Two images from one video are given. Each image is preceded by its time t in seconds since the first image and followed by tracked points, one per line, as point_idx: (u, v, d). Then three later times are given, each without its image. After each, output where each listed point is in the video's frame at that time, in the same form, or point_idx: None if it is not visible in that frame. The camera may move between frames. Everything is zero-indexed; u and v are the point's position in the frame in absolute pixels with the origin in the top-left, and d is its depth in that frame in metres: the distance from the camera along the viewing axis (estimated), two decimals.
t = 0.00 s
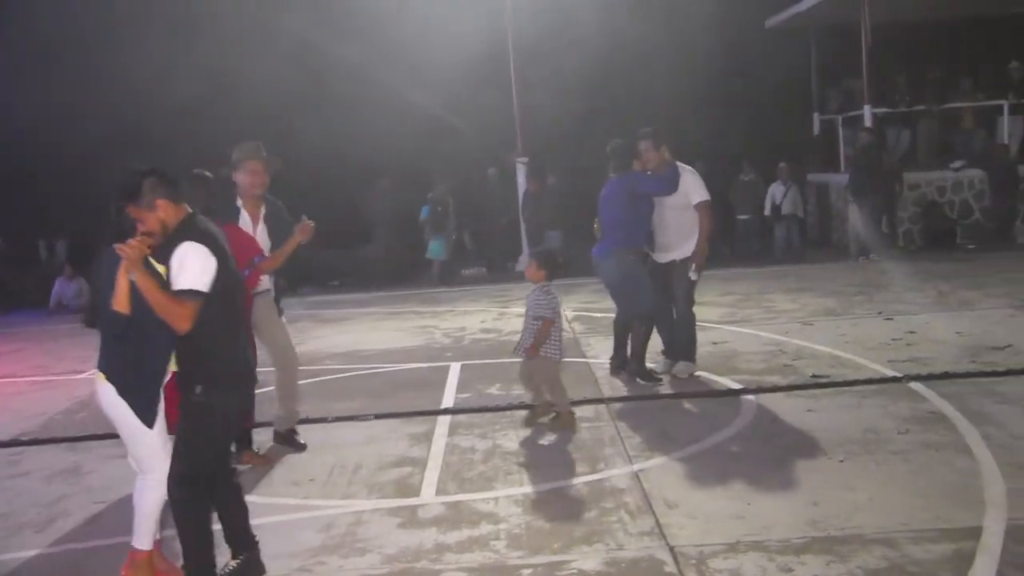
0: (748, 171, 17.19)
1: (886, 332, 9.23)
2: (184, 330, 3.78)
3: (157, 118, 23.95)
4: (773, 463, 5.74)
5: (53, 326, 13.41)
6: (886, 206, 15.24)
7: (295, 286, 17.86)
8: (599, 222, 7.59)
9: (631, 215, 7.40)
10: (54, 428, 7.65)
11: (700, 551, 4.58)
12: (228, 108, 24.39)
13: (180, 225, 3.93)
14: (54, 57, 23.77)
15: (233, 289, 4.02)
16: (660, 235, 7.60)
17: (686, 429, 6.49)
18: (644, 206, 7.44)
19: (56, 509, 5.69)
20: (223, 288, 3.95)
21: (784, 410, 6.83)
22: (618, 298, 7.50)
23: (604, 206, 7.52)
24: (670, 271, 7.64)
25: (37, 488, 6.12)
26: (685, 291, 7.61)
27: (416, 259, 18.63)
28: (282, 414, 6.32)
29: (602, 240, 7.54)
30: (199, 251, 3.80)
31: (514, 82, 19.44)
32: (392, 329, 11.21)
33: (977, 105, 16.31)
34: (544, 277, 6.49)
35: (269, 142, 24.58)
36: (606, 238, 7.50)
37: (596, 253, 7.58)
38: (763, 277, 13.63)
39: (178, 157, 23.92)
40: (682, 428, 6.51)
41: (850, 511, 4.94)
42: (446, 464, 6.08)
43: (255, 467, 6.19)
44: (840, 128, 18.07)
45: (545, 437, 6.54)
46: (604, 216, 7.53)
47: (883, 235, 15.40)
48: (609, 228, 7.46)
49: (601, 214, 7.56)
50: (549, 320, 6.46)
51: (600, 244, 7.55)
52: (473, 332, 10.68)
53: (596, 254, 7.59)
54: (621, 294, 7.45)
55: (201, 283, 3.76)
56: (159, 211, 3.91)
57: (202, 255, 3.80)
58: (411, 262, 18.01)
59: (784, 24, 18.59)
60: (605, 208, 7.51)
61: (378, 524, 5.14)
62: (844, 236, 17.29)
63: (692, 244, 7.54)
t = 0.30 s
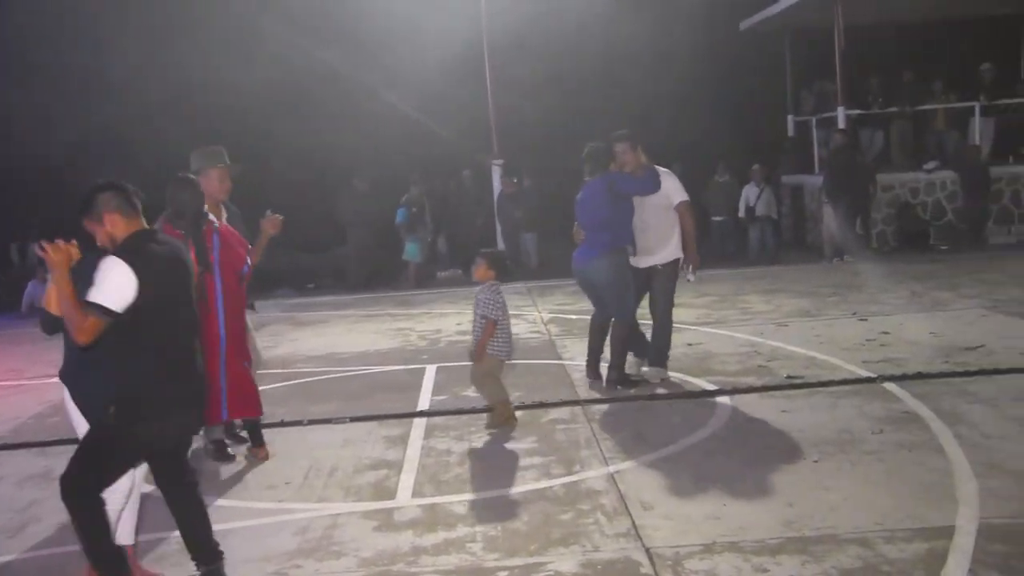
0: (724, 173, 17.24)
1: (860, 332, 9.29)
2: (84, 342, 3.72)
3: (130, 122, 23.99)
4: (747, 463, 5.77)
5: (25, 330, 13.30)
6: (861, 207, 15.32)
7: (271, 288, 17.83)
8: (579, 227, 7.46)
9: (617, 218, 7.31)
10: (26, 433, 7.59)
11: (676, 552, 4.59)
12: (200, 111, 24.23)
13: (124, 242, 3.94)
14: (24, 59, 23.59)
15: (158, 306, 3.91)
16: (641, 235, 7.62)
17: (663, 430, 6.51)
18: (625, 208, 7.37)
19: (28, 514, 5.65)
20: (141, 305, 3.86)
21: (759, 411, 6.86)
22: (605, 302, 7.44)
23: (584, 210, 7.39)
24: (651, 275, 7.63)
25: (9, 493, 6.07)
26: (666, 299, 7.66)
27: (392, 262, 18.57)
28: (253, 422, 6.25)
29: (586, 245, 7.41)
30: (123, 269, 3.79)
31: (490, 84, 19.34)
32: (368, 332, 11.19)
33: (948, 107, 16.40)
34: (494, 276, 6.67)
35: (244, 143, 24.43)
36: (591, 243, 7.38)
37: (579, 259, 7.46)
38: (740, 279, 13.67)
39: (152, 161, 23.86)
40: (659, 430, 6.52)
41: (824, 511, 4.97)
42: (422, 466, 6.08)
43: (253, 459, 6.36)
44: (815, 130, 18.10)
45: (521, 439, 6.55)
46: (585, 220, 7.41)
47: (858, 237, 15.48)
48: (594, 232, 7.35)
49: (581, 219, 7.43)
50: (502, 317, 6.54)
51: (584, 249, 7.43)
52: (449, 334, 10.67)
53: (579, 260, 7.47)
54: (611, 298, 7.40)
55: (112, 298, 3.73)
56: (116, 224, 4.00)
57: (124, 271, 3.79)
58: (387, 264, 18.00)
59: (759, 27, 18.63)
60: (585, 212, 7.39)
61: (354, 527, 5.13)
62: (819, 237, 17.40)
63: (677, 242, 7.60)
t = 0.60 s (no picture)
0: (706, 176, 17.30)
1: (842, 334, 9.32)
2: None
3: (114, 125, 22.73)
4: (729, 464, 5.79)
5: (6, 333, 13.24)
6: (842, 209, 15.39)
7: (254, 291, 17.72)
8: (557, 226, 7.38)
9: (600, 218, 7.32)
10: (7, 436, 7.55)
11: (658, 554, 4.60)
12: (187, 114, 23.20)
13: (47, 243, 3.74)
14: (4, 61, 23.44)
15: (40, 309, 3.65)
16: (620, 236, 7.58)
17: (645, 432, 6.52)
18: (605, 207, 7.37)
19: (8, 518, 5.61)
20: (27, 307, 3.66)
21: (742, 412, 6.88)
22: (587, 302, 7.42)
23: (564, 209, 7.34)
24: (630, 280, 7.64)
25: None
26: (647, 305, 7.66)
27: (375, 265, 18.55)
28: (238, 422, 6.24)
29: (567, 245, 7.35)
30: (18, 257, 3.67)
31: (472, 87, 19.28)
32: (350, 334, 11.17)
33: (929, 109, 16.45)
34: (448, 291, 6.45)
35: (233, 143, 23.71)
36: (573, 242, 7.33)
37: (560, 260, 7.41)
38: (723, 281, 13.71)
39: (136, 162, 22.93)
40: (642, 432, 6.54)
41: (806, 512, 4.98)
42: (405, 469, 6.06)
43: (236, 463, 6.32)
44: (795, 133, 18.09)
45: (503, 441, 6.55)
46: (564, 220, 7.34)
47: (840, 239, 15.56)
48: (577, 231, 7.30)
49: (559, 218, 7.36)
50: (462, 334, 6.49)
51: (564, 249, 7.37)
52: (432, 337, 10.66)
53: (559, 261, 7.41)
54: (592, 299, 7.38)
55: None
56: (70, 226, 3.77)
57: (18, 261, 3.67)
58: (370, 266, 17.90)
59: (742, 28, 18.59)
60: (565, 212, 7.33)
61: (336, 530, 5.11)
62: (801, 239, 17.46)
63: (654, 244, 7.60)
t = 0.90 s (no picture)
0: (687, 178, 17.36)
1: (822, 337, 9.36)
2: None
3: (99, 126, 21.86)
4: (710, 467, 5.81)
5: None
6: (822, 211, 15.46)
7: (237, 296, 17.64)
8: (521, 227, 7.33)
9: (565, 222, 7.33)
10: None
11: (640, 556, 4.61)
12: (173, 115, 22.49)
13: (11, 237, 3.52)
14: None
15: (17, 301, 3.40)
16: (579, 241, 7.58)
17: (626, 436, 6.52)
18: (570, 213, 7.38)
19: None
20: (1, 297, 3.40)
21: (722, 415, 6.90)
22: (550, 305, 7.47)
23: (531, 212, 7.30)
24: (592, 284, 7.66)
25: None
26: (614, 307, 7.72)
27: (358, 269, 18.52)
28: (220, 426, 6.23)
29: (532, 247, 7.33)
30: None
31: (454, 89, 19.23)
32: (332, 338, 11.14)
33: (909, 113, 16.55)
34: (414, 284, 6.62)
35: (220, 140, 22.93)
36: (537, 245, 7.31)
37: (522, 262, 7.38)
38: (704, 284, 13.76)
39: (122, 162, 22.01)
40: (622, 435, 6.55)
41: (787, 514, 5.01)
42: (386, 473, 6.05)
43: (218, 468, 6.30)
44: (776, 136, 18.19)
45: (484, 445, 6.56)
46: (530, 222, 7.31)
47: (821, 242, 15.63)
48: (544, 234, 7.29)
49: (524, 220, 7.32)
50: (424, 327, 6.67)
51: (528, 250, 7.34)
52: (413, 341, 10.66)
53: (521, 263, 7.38)
54: (555, 300, 7.42)
55: None
56: (22, 228, 3.75)
57: None
58: (353, 270, 17.83)
59: (722, 32, 18.62)
60: (531, 215, 7.30)
61: (318, 534, 5.11)
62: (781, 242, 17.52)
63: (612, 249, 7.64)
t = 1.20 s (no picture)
0: (664, 183, 17.40)
1: (798, 341, 9.41)
2: None
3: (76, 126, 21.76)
4: (687, 471, 5.84)
5: None
6: (798, 217, 15.55)
7: (214, 300, 17.60)
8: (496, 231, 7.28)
9: (542, 227, 7.36)
10: None
11: (618, 561, 4.62)
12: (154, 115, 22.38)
13: None
14: None
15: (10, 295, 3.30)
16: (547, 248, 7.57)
17: (603, 440, 6.54)
18: (545, 218, 7.42)
19: None
20: None
21: (699, 420, 6.92)
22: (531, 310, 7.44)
23: (505, 215, 7.26)
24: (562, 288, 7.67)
25: None
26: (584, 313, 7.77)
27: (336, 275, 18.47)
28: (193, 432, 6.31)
29: (510, 250, 7.27)
30: None
31: (432, 94, 19.18)
32: (310, 343, 11.12)
33: (885, 118, 16.67)
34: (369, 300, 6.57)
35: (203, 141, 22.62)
36: (515, 248, 7.27)
37: (501, 266, 7.32)
38: (681, 289, 13.81)
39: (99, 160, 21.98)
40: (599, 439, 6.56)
41: (763, 518, 5.04)
42: (364, 479, 6.04)
43: (195, 472, 6.35)
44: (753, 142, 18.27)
45: (463, 450, 6.56)
46: (512, 225, 7.25)
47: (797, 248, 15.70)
48: (521, 237, 7.26)
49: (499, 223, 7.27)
50: (382, 340, 6.66)
51: (505, 253, 7.28)
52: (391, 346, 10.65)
53: (500, 267, 7.32)
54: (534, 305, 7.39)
55: None
56: None
57: None
58: (332, 275, 17.80)
59: (699, 37, 18.72)
60: (506, 218, 7.26)
61: (296, 540, 5.10)
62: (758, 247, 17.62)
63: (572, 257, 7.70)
